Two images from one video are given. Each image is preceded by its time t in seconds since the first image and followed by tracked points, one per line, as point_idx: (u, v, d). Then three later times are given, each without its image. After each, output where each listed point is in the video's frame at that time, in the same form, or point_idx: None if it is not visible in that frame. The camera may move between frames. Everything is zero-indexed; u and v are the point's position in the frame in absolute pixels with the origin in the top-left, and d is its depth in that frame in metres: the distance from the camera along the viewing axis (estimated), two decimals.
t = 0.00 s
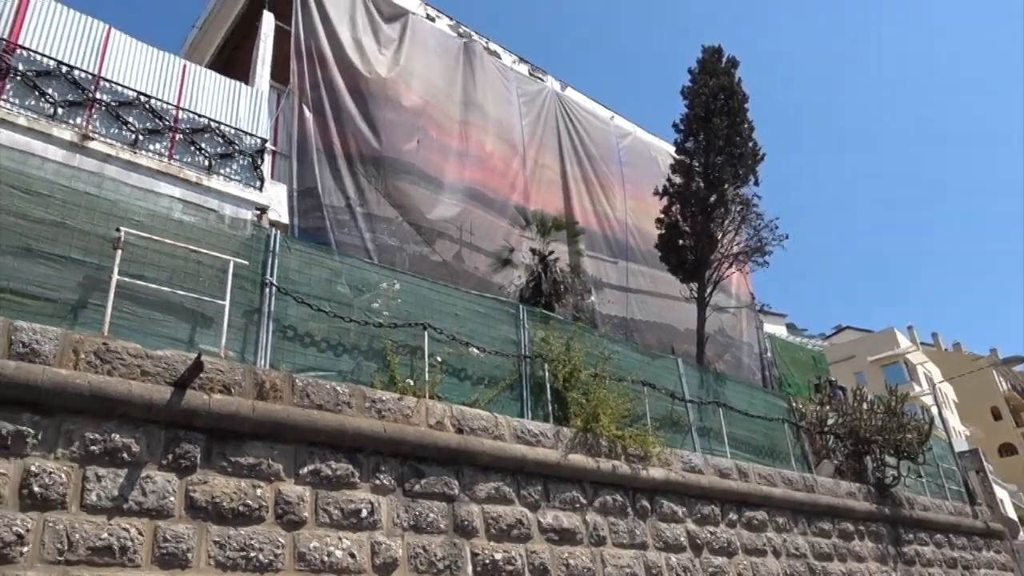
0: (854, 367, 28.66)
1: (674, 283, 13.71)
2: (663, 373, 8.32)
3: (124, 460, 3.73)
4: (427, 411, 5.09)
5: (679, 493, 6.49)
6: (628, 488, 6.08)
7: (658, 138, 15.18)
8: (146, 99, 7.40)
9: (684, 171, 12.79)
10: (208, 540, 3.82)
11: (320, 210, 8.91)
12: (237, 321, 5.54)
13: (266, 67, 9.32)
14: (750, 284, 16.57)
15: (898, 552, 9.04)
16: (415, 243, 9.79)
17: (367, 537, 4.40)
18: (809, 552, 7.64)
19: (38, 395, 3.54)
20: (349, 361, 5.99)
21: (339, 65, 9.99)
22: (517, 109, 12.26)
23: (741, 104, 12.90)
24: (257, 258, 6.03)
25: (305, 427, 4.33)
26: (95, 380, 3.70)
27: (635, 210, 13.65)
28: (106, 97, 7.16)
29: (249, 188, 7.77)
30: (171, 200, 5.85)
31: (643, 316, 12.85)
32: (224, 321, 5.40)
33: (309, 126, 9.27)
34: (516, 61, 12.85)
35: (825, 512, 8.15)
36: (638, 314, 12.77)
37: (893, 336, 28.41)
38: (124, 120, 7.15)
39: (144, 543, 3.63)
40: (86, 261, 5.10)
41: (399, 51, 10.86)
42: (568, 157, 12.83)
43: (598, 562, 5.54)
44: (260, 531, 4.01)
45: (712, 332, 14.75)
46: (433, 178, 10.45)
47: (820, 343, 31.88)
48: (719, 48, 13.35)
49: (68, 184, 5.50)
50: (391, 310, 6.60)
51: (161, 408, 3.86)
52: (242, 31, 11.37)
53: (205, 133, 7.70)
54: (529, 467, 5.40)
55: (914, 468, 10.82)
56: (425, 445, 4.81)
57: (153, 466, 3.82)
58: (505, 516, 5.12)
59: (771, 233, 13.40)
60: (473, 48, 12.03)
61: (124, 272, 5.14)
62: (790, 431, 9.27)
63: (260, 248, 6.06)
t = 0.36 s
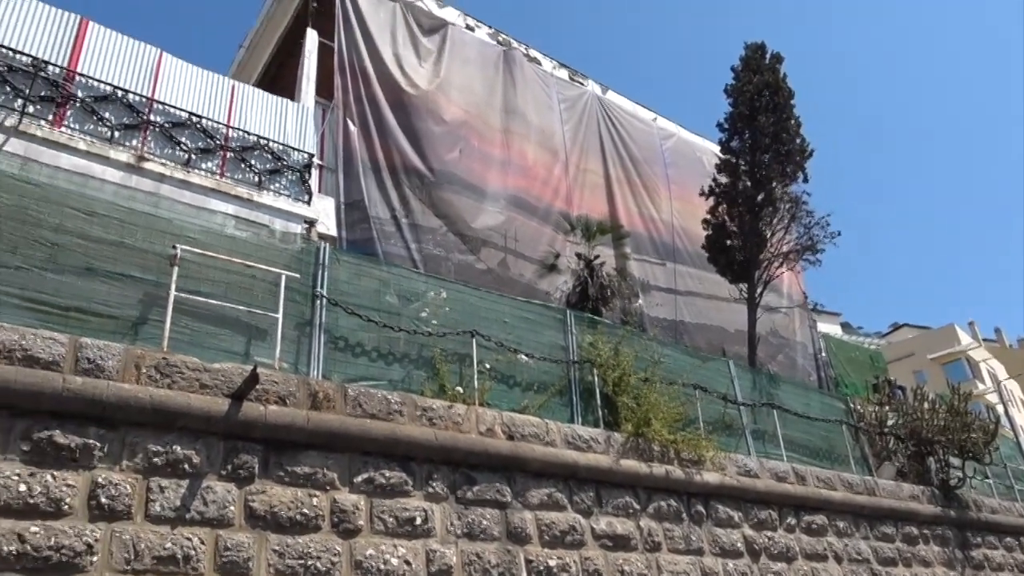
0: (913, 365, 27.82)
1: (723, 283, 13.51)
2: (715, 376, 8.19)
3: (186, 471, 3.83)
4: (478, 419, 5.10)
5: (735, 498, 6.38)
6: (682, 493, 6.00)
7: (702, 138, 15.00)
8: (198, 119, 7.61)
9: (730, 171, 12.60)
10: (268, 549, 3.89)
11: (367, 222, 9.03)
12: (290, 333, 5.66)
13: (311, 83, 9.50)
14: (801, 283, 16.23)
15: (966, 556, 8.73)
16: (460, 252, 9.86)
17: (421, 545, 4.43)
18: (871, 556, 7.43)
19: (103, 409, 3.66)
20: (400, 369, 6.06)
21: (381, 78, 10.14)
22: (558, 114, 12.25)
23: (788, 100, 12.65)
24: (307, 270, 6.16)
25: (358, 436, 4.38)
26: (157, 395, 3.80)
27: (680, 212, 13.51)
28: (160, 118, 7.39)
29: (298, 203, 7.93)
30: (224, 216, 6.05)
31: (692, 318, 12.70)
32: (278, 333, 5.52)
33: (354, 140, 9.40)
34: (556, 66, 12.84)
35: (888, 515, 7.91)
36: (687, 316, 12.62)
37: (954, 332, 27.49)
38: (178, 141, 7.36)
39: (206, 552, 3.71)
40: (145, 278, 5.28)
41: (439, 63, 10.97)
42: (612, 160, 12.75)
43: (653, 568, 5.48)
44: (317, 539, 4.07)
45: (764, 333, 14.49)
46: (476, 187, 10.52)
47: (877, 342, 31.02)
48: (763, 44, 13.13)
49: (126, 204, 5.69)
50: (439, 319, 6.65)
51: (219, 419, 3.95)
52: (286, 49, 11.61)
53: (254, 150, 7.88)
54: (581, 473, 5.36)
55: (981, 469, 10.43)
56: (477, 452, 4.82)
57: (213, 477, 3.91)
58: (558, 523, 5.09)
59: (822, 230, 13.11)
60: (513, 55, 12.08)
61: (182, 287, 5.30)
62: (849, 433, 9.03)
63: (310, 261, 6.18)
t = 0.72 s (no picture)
0: (983, 360, 26.71)
1: (781, 281, 13.23)
2: (776, 376, 8.01)
3: (252, 480, 3.92)
4: (535, 423, 5.09)
5: (800, 500, 6.22)
6: (745, 496, 5.88)
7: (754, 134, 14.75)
8: (254, 137, 7.82)
9: (784, 166, 12.35)
10: (332, 555, 3.96)
11: (419, 231, 9.13)
12: (348, 342, 5.76)
13: (361, 96, 9.67)
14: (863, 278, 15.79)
15: None
16: (511, 258, 9.89)
17: (482, 550, 4.45)
18: (946, 560, 7.17)
19: (173, 421, 3.78)
20: (456, 376, 6.10)
21: (429, 89, 10.26)
22: (606, 117, 12.20)
23: (842, 91, 12.36)
24: (363, 280, 6.26)
25: (417, 443, 4.42)
26: (223, 406, 3.91)
27: (734, 210, 13.29)
28: (218, 137, 7.62)
29: (352, 214, 8.07)
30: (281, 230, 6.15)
31: (750, 317, 12.46)
32: (336, 343, 5.65)
33: (404, 151, 9.51)
34: (602, 68, 12.78)
35: (963, 517, 7.61)
36: (744, 315, 12.40)
37: None
38: (235, 158, 7.58)
39: (274, 558, 3.80)
40: (208, 292, 5.46)
41: (485, 71, 11.05)
42: (662, 160, 12.62)
43: (717, 572, 5.39)
44: (380, 545, 4.12)
45: (825, 331, 14.13)
46: (525, 193, 10.54)
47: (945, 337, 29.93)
48: (814, 35, 12.86)
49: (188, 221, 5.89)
50: (493, 324, 6.68)
51: (283, 428, 4.04)
52: (336, 64, 11.85)
53: (308, 165, 8.06)
54: (641, 477, 5.30)
55: None
56: (535, 457, 4.82)
57: (278, 485, 4.00)
58: (619, 527, 5.05)
59: (883, 224, 12.74)
60: (558, 60, 12.08)
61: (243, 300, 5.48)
62: (918, 432, 8.74)
63: (365, 272, 6.29)
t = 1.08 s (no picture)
0: None
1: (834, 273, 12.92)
2: (833, 370, 7.82)
3: (310, 486, 3.98)
4: (587, 424, 5.06)
5: (862, 497, 6.06)
6: (804, 493, 5.75)
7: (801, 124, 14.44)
8: (301, 149, 7.96)
9: (834, 155, 12.06)
10: (390, 558, 4.00)
11: (465, 235, 9.17)
12: (398, 348, 5.82)
13: (403, 104, 9.77)
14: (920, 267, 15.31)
15: None
16: (557, 260, 9.87)
17: (538, 552, 4.44)
18: (1019, 556, 6.89)
19: (232, 428, 3.85)
20: (506, 378, 6.11)
21: (470, 94, 10.32)
22: (649, 113, 12.08)
23: (893, 77, 12.05)
24: (411, 286, 6.32)
25: (470, 445, 4.44)
26: (279, 413, 3.98)
27: (783, 202, 13.03)
28: (267, 150, 7.77)
29: (398, 221, 8.14)
30: (330, 239, 6.25)
31: (804, 311, 12.19)
32: (387, 348, 5.72)
33: (448, 156, 9.57)
34: (643, 64, 12.66)
35: None
36: (798, 309, 12.13)
37: None
38: (283, 170, 7.72)
39: (333, 562, 3.85)
40: (262, 302, 5.61)
41: (526, 73, 11.06)
42: (707, 155, 12.45)
43: (779, 572, 5.27)
44: (436, 548, 4.14)
45: (882, 322, 13.74)
46: (570, 193, 10.51)
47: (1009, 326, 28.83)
48: (861, 20, 12.53)
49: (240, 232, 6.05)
50: (541, 325, 6.68)
51: (338, 433, 4.10)
52: (378, 73, 11.99)
53: (354, 173, 8.17)
54: (696, 476, 5.23)
55: None
56: (588, 457, 4.79)
57: (335, 489, 4.05)
58: (675, 527, 4.98)
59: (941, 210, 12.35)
60: (599, 58, 12.02)
61: (296, 309, 5.62)
62: (984, 425, 8.44)
63: (412, 277, 6.35)
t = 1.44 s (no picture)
0: None
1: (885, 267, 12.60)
2: (886, 367, 7.64)
3: (360, 489, 4.03)
4: (634, 425, 5.05)
5: (920, 497, 5.88)
6: (859, 494, 5.61)
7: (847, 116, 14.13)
8: (343, 157, 8.07)
9: (882, 146, 11.77)
10: (440, 561, 4.00)
11: (506, 239, 9.17)
12: (443, 351, 5.86)
13: (442, 110, 9.85)
14: (976, 259, 14.85)
15: None
16: (599, 261, 9.81)
17: (588, 554, 4.38)
18: None
19: (283, 433, 3.94)
20: (551, 380, 6.10)
21: (508, 98, 10.35)
22: (689, 111, 11.95)
23: (941, 64, 11.76)
24: (455, 290, 6.36)
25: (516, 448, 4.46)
26: (328, 418, 4.07)
27: (829, 196, 12.75)
28: (310, 160, 7.90)
29: (440, 225, 8.15)
30: (374, 246, 6.50)
31: (855, 307, 11.91)
32: (432, 352, 5.74)
33: (487, 161, 9.61)
34: (682, 61, 12.54)
35: None
36: (849, 305, 11.87)
37: None
38: (326, 179, 7.82)
39: (383, 566, 3.86)
40: (308, 309, 5.75)
41: (563, 76, 11.04)
42: (750, 151, 12.26)
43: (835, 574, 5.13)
44: (485, 551, 4.13)
45: (937, 317, 13.34)
46: (610, 194, 10.45)
47: None
48: (907, 7, 12.23)
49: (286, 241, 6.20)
50: (585, 327, 6.67)
51: (386, 437, 4.18)
52: (417, 81, 12.11)
53: (396, 180, 8.24)
54: (745, 477, 5.14)
55: None
56: (635, 460, 4.74)
57: (384, 493, 4.07)
58: (726, 529, 4.88)
59: (995, 200, 11.95)
60: (637, 58, 11.95)
61: (342, 315, 5.73)
62: None
63: (456, 281, 6.41)
